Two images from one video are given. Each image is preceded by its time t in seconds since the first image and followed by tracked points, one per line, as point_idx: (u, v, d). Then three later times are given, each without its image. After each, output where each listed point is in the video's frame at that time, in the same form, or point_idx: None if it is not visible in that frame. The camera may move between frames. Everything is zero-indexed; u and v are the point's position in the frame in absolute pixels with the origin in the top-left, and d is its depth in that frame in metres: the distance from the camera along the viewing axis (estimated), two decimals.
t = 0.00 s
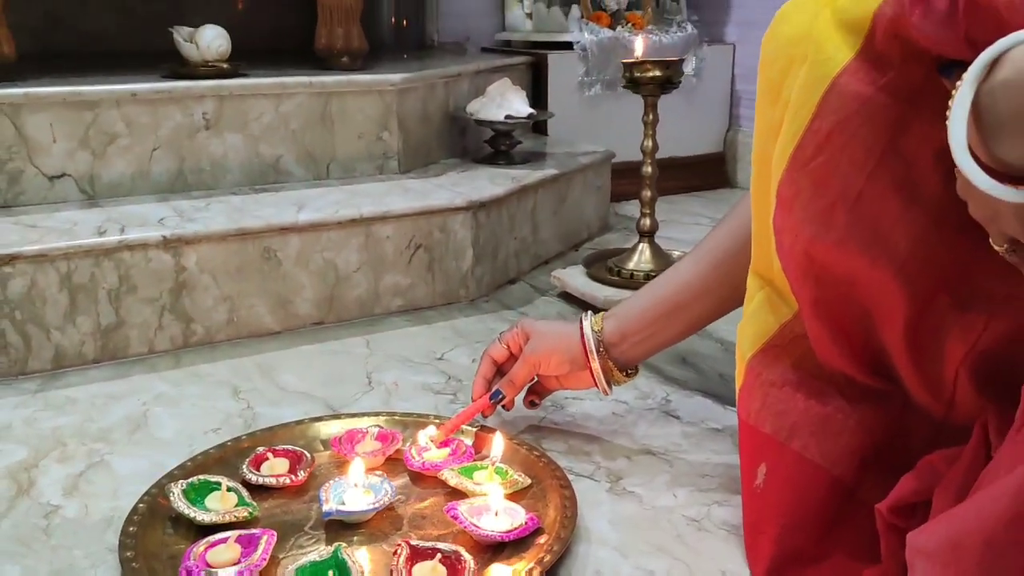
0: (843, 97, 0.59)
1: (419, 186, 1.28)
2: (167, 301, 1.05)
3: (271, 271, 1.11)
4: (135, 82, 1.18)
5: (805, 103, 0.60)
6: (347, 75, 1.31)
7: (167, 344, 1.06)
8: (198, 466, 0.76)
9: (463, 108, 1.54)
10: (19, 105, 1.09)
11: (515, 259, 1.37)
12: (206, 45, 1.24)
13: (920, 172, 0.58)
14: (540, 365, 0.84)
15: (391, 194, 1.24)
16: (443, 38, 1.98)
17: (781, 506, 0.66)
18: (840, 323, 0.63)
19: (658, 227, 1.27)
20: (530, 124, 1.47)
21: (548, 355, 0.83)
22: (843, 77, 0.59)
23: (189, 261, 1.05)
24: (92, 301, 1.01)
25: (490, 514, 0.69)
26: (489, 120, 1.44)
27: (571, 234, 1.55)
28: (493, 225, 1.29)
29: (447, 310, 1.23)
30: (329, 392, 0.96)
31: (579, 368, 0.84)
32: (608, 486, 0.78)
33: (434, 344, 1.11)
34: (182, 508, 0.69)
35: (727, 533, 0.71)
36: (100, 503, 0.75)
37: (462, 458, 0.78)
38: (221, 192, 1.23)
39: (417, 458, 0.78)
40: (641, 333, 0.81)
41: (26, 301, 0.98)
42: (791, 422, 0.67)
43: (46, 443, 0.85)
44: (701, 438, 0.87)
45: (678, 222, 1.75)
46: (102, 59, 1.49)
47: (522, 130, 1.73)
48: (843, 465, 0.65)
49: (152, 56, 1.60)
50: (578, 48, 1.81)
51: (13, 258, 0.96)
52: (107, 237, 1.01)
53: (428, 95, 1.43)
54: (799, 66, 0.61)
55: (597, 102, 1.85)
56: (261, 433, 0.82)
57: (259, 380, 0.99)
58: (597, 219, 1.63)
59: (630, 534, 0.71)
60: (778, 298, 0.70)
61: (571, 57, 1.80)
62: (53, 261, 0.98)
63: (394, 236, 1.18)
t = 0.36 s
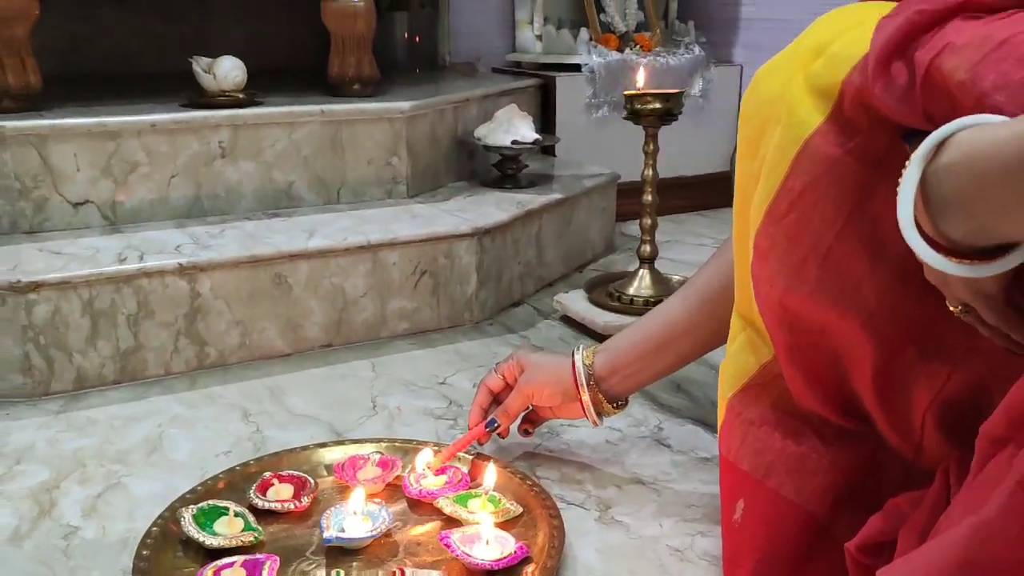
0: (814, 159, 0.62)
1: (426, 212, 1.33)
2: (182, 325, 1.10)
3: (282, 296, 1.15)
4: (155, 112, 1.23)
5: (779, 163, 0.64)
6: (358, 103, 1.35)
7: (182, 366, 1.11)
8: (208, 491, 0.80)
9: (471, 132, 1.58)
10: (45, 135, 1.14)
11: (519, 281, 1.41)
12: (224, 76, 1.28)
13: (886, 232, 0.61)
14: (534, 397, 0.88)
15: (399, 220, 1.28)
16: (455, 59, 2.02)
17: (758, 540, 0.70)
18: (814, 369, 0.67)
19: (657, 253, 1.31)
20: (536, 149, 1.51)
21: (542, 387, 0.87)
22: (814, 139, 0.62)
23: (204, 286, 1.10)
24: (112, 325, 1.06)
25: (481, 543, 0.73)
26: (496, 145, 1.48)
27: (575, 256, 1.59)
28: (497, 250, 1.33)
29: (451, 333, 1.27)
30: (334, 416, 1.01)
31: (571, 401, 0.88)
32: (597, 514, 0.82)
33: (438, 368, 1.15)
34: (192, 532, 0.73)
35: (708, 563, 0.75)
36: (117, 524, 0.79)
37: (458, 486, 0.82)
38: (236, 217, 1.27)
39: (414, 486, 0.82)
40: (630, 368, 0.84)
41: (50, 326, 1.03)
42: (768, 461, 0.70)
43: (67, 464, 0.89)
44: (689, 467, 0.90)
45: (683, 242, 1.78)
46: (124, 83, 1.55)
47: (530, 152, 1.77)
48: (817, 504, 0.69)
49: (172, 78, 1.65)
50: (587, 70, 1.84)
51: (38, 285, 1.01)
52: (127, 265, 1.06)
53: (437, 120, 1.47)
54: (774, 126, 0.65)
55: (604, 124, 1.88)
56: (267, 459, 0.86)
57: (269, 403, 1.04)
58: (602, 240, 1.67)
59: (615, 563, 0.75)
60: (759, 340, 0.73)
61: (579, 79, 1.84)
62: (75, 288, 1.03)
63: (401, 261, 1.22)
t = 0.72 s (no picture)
0: (755, 233, 0.64)
1: (417, 249, 1.37)
2: (179, 360, 1.15)
3: (275, 331, 1.20)
4: (157, 152, 1.28)
5: (724, 235, 0.66)
6: (354, 143, 1.40)
7: (178, 398, 1.16)
8: (193, 527, 0.85)
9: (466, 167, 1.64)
10: (53, 175, 1.19)
11: (508, 315, 1.45)
12: (225, 118, 1.34)
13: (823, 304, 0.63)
14: (506, 439, 0.92)
15: (390, 257, 1.33)
16: (454, 91, 2.08)
17: None
18: (762, 427, 0.69)
19: (640, 290, 1.35)
20: (527, 186, 1.56)
21: (513, 430, 0.92)
22: (755, 213, 0.64)
23: (201, 322, 1.15)
24: (112, 360, 1.11)
25: None
26: (489, 181, 1.53)
27: (566, 288, 1.64)
28: (485, 286, 1.37)
29: (439, 367, 1.32)
30: (320, 451, 1.05)
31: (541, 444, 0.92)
32: (563, 553, 0.86)
33: (423, 403, 1.19)
34: (175, 567, 0.78)
35: None
36: (108, 556, 0.84)
37: (430, 524, 0.87)
38: (235, 252, 1.32)
39: (389, 524, 0.86)
40: (598, 413, 0.88)
41: (53, 360, 1.08)
42: (719, 509, 0.73)
43: (64, 495, 0.94)
44: (656, 508, 0.94)
45: (673, 274, 1.82)
46: (131, 118, 1.60)
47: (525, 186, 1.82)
48: (763, 551, 0.73)
49: (178, 112, 1.70)
50: (582, 104, 1.90)
51: (41, 322, 1.06)
52: (126, 302, 1.11)
53: (431, 157, 1.53)
54: (720, 197, 0.67)
55: (598, 157, 1.93)
56: (252, 494, 0.91)
57: (259, 437, 1.08)
58: (593, 273, 1.71)
59: None
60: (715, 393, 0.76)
61: (573, 114, 1.89)
62: (77, 324, 1.08)
63: (391, 297, 1.27)
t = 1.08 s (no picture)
0: (694, 320, 0.66)
1: (397, 300, 1.40)
2: (157, 412, 1.17)
3: (253, 384, 1.22)
4: (143, 205, 1.32)
5: (667, 321, 0.68)
6: (337, 195, 1.43)
7: (156, 449, 1.18)
8: None
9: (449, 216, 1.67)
10: (38, 229, 1.22)
11: (487, 364, 1.48)
12: (210, 170, 1.37)
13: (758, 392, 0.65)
14: (469, 501, 0.95)
15: (369, 308, 1.36)
16: (443, 137, 2.12)
17: None
18: (707, 504, 0.71)
19: (614, 344, 1.37)
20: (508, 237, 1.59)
21: (476, 492, 0.94)
22: (695, 302, 0.66)
23: (179, 376, 1.17)
24: (91, 412, 1.13)
25: None
26: (470, 232, 1.56)
27: (547, 336, 1.66)
28: (464, 337, 1.40)
29: (416, 417, 1.34)
30: (292, 506, 1.07)
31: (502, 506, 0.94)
32: None
33: (397, 456, 1.21)
34: None
35: None
36: None
37: None
38: (218, 302, 1.35)
39: None
40: (558, 477, 0.90)
41: (32, 413, 1.10)
42: None
43: (36, 551, 0.97)
44: (617, 569, 0.96)
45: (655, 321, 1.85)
46: (122, 164, 1.64)
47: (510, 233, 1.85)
48: None
49: (169, 157, 1.74)
50: (566, 152, 1.93)
51: (21, 376, 1.09)
52: (106, 356, 1.13)
53: (414, 208, 1.56)
54: (664, 284, 0.70)
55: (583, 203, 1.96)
56: (219, 553, 0.93)
57: (232, 490, 1.11)
58: (575, 320, 1.73)
59: None
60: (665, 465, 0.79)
61: (558, 162, 1.92)
62: (57, 378, 1.10)
63: (369, 350, 1.29)
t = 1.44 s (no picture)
0: (649, 414, 0.67)
1: (375, 362, 1.41)
2: (130, 479, 1.18)
3: (227, 449, 1.23)
4: (122, 268, 1.33)
5: (623, 412, 0.69)
6: (317, 258, 1.45)
7: (127, 515, 1.19)
8: None
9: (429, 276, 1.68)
10: (16, 294, 1.24)
11: (463, 426, 1.48)
12: (191, 234, 1.39)
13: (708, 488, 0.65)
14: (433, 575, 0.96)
15: (346, 371, 1.37)
16: (427, 191, 2.15)
17: None
18: None
19: (590, 408, 1.38)
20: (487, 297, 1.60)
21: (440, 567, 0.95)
22: (649, 396, 0.67)
23: (153, 442, 1.18)
24: (63, 479, 1.14)
25: None
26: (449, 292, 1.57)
27: (525, 394, 1.67)
28: (440, 400, 1.41)
29: (391, 481, 1.35)
30: None
31: None
32: None
33: (369, 523, 1.22)
34: None
35: None
36: None
37: None
38: (196, 364, 1.36)
39: None
40: (521, 555, 0.90)
41: (3, 481, 1.11)
42: None
43: None
44: None
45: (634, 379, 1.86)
46: (104, 221, 1.65)
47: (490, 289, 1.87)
48: None
49: (152, 213, 1.76)
50: (548, 209, 1.95)
51: None
52: (79, 424, 1.14)
53: (394, 268, 1.57)
54: (620, 374, 0.70)
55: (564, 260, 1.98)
56: None
57: (202, 560, 1.11)
58: (554, 378, 1.74)
59: None
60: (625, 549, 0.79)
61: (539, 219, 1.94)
62: (29, 447, 1.11)
63: (345, 414, 1.30)
